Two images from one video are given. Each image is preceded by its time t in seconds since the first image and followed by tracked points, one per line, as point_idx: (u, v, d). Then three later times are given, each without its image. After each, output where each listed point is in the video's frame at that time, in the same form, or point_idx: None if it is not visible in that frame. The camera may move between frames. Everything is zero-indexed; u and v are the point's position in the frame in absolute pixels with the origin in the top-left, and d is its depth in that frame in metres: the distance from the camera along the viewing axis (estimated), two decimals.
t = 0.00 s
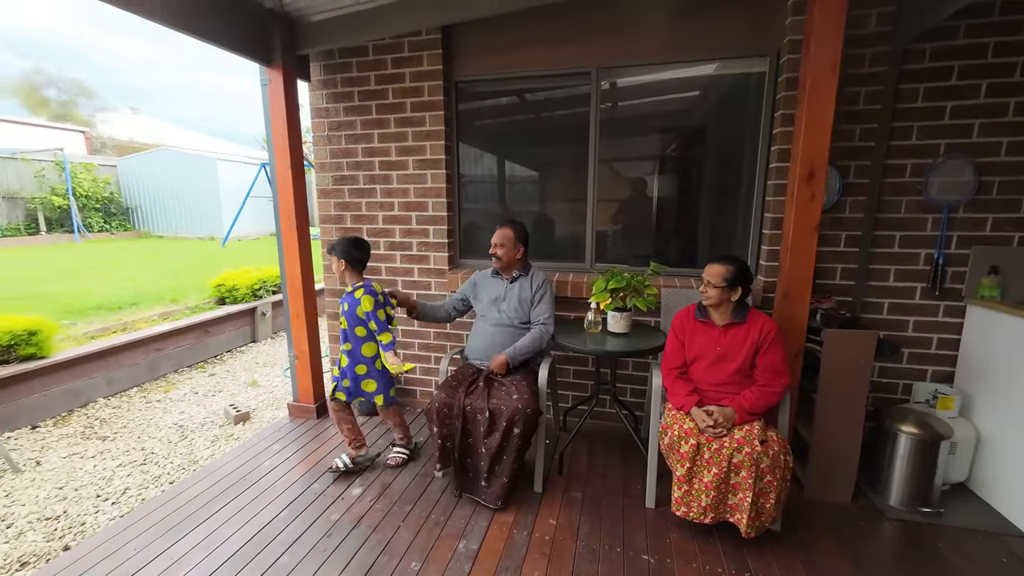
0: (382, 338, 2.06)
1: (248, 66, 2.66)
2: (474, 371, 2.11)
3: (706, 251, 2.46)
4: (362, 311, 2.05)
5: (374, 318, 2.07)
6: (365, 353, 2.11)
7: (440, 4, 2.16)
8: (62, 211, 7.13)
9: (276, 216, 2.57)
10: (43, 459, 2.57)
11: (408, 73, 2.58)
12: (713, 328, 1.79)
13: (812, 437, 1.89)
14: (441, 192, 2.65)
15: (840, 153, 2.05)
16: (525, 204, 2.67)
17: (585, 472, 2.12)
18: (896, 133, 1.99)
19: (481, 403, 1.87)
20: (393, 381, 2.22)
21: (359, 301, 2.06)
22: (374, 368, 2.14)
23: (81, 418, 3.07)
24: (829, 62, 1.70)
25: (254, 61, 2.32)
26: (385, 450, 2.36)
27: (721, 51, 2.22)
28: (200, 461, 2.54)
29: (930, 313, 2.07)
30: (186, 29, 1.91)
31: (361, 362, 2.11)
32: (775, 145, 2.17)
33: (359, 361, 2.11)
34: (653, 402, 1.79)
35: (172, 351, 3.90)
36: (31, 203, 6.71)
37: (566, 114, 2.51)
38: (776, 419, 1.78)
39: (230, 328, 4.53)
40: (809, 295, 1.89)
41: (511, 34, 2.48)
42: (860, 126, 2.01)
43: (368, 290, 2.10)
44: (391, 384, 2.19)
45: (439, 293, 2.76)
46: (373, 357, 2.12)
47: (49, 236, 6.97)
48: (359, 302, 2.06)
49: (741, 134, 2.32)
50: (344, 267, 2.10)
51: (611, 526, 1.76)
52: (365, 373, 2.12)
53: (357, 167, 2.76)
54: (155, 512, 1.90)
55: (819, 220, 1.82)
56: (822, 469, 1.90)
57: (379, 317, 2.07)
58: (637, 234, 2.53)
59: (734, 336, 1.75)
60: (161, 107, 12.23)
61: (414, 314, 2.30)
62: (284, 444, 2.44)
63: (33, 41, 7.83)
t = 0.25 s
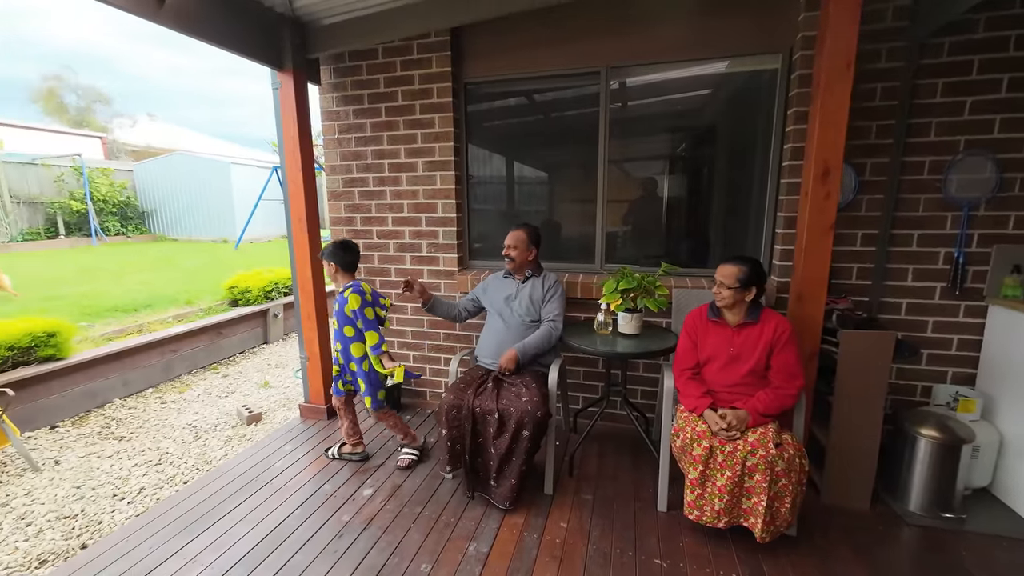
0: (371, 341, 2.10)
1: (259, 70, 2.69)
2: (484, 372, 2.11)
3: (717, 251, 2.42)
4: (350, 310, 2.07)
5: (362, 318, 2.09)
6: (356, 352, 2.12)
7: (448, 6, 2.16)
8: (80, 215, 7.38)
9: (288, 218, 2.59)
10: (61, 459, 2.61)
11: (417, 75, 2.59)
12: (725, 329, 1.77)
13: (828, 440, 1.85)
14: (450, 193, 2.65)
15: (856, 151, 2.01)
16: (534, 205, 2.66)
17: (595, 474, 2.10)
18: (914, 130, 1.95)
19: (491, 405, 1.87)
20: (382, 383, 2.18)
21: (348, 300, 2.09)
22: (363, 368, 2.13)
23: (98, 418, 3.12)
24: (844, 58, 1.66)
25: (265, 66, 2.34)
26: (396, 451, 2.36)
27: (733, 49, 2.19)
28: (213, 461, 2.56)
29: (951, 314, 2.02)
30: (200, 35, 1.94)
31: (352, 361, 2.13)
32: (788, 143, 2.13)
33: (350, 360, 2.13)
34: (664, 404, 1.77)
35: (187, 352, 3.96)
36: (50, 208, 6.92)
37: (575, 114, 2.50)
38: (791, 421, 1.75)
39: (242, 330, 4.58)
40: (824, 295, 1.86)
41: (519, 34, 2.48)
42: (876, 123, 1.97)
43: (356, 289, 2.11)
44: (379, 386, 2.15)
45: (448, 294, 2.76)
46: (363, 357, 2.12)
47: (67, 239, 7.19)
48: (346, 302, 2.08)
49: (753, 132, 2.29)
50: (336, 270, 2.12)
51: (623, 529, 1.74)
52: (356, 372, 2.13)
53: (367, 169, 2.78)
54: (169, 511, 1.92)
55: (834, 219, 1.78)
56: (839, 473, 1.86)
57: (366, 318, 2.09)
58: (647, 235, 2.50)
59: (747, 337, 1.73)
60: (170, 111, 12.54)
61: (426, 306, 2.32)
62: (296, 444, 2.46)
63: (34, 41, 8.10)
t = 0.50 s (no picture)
0: (354, 342, 2.09)
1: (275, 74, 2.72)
2: (498, 375, 2.10)
3: (735, 252, 2.38)
4: (338, 307, 2.06)
5: (348, 318, 2.07)
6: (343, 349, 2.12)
7: (463, 9, 2.16)
8: (102, 220, 7.62)
9: (303, 221, 2.62)
10: (84, 458, 2.67)
11: (431, 78, 2.59)
12: (746, 332, 1.73)
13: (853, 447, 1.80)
14: (464, 195, 2.65)
15: (880, 149, 1.96)
16: (548, 207, 2.65)
17: (611, 479, 2.07)
18: (940, 127, 1.89)
19: (506, 409, 1.85)
20: (359, 384, 2.16)
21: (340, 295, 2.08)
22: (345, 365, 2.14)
23: (120, 418, 3.18)
24: (868, 54, 1.62)
25: (282, 70, 2.36)
26: (410, 454, 2.36)
27: (751, 46, 2.15)
28: (231, 462, 2.59)
29: (981, 317, 1.95)
30: (218, 41, 1.97)
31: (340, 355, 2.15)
32: (809, 141, 2.08)
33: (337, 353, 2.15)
34: (683, 408, 1.74)
35: (204, 354, 4.02)
36: (74, 212, 7.21)
37: (589, 115, 2.48)
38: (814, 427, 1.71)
39: (258, 332, 4.64)
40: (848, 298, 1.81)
41: (533, 36, 2.47)
42: (901, 120, 1.92)
43: (349, 288, 2.09)
44: (354, 387, 2.14)
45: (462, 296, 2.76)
46: (348, 354, 2.11)
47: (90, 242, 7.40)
48: (337, 299, 2.06)
49: (772, 131, 2.24)
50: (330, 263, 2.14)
51: (640, 536, 1.71)
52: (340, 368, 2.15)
53: (381, 172, 2.79)
54: (188, 512, 1.94)
55: (858, 220, 1.74)
56: (864, 480, 1.81)
57: (352, 319, 2.05)
58: (663, 236, 2.47)
59: (768, 341, 1.69)
60: (188, 117, 12.80)
61: (454, 311, 2.30)
62: (312, 446, 2.48)
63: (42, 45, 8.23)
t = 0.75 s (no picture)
0: (349, 341, 2.17)
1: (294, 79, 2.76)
2: (515, 378, 2.09)
3: (756, 254, 2.33)
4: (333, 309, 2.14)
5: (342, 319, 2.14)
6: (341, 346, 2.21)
7: (479, 11, 2.16)
8: (126, 223, 7.83)
9: (321, 224, 2.64)
10: (109, 456, 2.73)
11: (447, 80, 2.60)
12: (769, 337, 1.70)
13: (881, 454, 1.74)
14: (480, 197, 2.65)
15: (908, 148, 1.90)
16: (564, 208, 2.63)
17: (630, 484, 2.05)
18: (972, 124, 1.82)
19: (523, 412, 1.84)
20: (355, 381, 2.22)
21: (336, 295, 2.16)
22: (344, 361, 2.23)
23: (143, 417, 3.25)
24: (897, 50, 1.57)
25: (300, 75, 2.39)
26: (426, 456, 2.36)
27: (773, 43, 2.11)
28: (250, 462, 2.62)
29: (1017, 320, 1.87)
30: (239, 47, 2.01)
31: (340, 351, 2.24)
32: (833, 140, 2.03)
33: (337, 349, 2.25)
34: (704, 413, 1.70)
35: (224, 354, 4.09)
36: (100, 215, 7.45)
37: (606, 115, 2.45)
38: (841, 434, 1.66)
39: (276, 333, 4.70)
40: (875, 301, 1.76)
41: (549, 37, 2.46)
42: (931, 117, 1.86)
43: (341, 290, 2.12)
44: (350, 383, 2.22)
45: (478, 299, 2.75)
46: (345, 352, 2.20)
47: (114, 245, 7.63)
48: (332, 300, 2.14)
49: (794, 130, 2.19)
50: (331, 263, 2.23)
51: (660, 543, 1.68)
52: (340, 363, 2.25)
53: (398, 174, 2.80)
54: (209, 511, 1.97)
55: (886, 220, 1.69)
56: (893, 489, 1.75)
57: (342, 321, 2.12)
58: (682, 238, 2.43)
59: (793, 345, 1.65)
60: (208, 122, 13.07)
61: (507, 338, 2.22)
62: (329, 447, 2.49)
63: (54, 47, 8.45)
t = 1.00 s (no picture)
0: (350, 340, 2.30)
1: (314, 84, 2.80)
2: (532, 381, 2.09)
3: (778, 256, 2.28)
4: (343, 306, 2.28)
5: (348, 316, 2.27)
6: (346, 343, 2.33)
7: (497, 14, 2.17)
8: (150, 225, 8.04)
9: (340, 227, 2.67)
10: (135, 454, 2.79)
11: (464, 83, 2.60)
12: (794, 341, 1.66)
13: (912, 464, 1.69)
14: (496, 200, 2.65)
15: (939, 146, 1.84)
16: (581, 211, 2.61)
17: (649, 490, 2.02)
18: (1008, 121, 1.76)
19: (542, 416, 1.83)
20: (356, 378, 2.33)
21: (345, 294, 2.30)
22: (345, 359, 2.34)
23: (167, 416, 3.32)
24: (930, 46, 1.52)
25: (320, 80, 2.42)
26: (443, 458, 2.37)
27: (797, 41, 2.06)
28: (270, 461, 2.66)
29: None
30: (262, 53, 2.04)
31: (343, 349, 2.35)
32: (859, 139, 1.98)
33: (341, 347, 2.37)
34: (726, 419, 1.67)
35: (244, 355, 4.16)
36: (125, 219, 7.67)
37: (624, 116, 2.43)
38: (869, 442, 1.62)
39: (295, 334, 4.77)
40: (905, 305, 1.71)
41: (567, 39, 2.45)
42: (964, 114, 1.80)
43: (351, 288, 2.26)
44: (351, 380, 2.32)
45: (494, 301, 2.75)
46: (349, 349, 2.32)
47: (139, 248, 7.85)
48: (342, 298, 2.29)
49: (819, 129, 2.14)
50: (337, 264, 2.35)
51: (681, 550, 1.66)
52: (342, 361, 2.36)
53: (415, 177, 2.82)
54: (231, 510, 2.00)
55: (916, 221, 1.63)
56: (924, 500, 1.69)
57: (349, 318, 2.25)
58: (701, 239, 2.39)
59: (818, 351, 1.61)
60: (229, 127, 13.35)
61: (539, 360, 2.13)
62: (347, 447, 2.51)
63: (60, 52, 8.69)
